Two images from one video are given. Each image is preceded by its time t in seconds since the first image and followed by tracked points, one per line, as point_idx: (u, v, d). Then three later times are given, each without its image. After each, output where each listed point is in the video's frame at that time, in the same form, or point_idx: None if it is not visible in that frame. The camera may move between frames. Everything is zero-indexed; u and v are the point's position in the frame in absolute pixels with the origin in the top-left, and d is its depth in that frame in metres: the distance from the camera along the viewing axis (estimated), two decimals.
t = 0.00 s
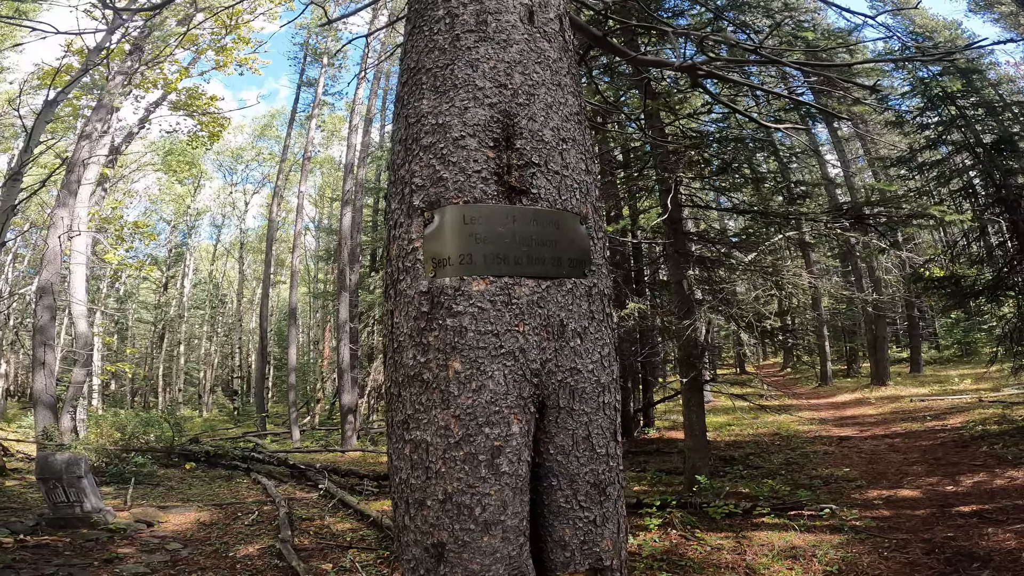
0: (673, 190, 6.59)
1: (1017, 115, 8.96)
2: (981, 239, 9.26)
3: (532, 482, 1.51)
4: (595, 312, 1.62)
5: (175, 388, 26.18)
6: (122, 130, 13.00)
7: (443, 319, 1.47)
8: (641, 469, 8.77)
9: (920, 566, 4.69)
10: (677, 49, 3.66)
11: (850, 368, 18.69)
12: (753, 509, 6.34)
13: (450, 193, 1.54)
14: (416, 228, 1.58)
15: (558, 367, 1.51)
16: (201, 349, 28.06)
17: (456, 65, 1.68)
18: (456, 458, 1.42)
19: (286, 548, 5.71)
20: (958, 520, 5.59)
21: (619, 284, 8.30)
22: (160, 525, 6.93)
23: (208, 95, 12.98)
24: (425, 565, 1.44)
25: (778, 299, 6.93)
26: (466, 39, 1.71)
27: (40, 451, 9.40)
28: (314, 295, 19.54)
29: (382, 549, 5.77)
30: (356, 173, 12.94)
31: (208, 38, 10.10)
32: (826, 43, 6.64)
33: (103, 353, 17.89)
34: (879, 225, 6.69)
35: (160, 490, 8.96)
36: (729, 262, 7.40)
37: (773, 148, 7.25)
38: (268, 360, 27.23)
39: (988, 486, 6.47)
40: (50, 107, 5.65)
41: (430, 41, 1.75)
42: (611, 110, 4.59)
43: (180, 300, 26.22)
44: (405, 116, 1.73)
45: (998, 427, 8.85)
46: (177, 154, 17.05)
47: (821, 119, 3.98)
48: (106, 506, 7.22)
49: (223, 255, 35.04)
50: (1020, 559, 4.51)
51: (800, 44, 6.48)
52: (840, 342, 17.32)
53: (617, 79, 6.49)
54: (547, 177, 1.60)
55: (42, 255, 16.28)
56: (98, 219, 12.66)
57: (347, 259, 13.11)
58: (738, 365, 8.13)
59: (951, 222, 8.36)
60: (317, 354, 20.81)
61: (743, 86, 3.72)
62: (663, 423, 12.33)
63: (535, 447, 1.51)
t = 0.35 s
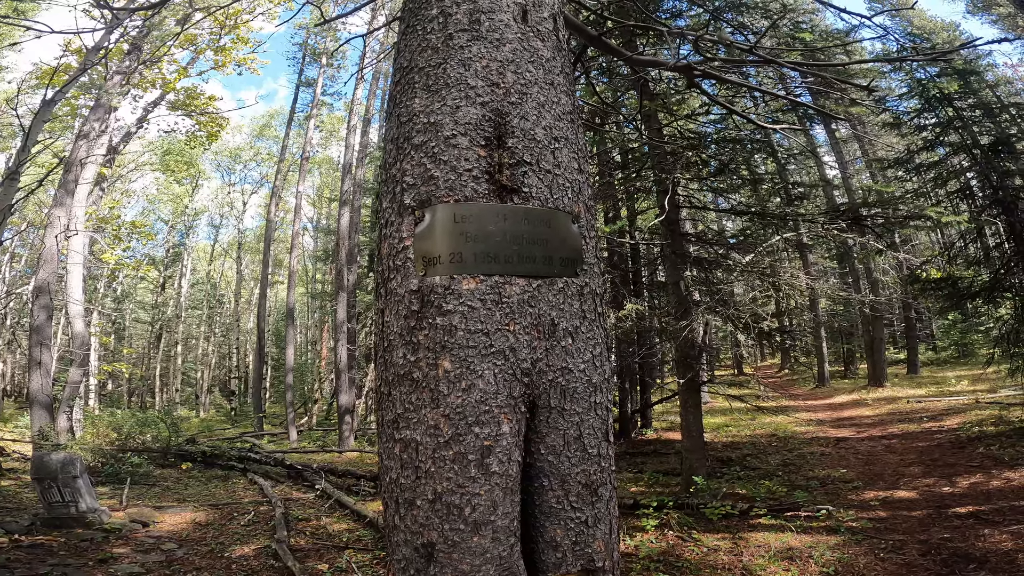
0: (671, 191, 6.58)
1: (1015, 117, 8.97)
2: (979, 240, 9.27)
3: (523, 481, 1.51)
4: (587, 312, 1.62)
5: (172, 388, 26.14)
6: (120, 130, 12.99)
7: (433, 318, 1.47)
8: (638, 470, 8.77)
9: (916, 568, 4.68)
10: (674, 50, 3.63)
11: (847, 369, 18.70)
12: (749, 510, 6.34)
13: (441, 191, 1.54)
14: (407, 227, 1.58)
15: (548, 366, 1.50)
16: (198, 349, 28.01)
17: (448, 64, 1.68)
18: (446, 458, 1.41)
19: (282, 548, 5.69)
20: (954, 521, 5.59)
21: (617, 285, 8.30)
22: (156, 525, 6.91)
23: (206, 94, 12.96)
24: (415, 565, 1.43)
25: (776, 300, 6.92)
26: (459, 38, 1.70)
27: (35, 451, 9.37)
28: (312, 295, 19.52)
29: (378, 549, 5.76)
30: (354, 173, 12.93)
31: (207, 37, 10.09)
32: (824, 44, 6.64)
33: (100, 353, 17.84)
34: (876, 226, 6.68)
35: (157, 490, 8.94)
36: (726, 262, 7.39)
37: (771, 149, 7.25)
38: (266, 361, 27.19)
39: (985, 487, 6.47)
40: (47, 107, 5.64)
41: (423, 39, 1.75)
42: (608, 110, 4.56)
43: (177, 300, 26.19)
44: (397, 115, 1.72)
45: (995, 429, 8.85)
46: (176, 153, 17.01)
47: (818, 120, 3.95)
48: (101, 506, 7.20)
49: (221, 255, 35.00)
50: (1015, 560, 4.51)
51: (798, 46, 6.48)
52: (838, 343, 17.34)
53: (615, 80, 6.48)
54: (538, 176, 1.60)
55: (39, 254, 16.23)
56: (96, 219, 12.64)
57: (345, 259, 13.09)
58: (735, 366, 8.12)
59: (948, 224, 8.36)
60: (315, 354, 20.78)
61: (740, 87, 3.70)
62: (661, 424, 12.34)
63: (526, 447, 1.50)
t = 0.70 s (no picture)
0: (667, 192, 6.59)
1: (1007, 121, 9.05)
2: (971, 243, 9.34)
3: (518, 484, 1.49)
4: (583, 313, 1.61)
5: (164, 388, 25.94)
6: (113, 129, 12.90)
7: (427, 319, 1.46)
8: (632, 471, 8.77)
9: (908, 569, 4.70)
10: (670, 52, 3.62)
11: (840, 372, 18.81)
12: (743, 511, 6.34)
13: (436, 191, 1.53)
14: (402, 227, 1.56)
15: (544, 368, 1.49)
16: (191, 350, 27.82)
17: (444, 63, 1.66)
18: (440, 461, 1.40)
19: (275, 549, 5.65)
20: (946, 522, 5.62)
21: (612, 286, 8.30)
22: (147, 526, 6.85)
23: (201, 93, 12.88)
24: (409, 569, 1.41)
25: (770, 302, 6.95)
26: (455, 37, 1.69)
27: (25, 452, 9.27)
28: (306, 296, 19.44)
29: (372, 551, 5.73)
30: (350, 173, 12.88)
31: (202, 35, 10.03)
32: (819, 47, 6.67)
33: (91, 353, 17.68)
34: (869, 229, 6.72)
35: (148, 491, 8.87)
36: (721, 264, 7.39)
37: (766, 151, 7.27)
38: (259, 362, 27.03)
39: (976, 489, 6.52)
40: (39, 105, 5.58)
41: (420, 38, 1.73)
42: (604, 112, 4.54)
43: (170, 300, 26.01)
44: (393, 114, 1.71)
45: (986, 430, 8.92)
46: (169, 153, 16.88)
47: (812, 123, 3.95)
48: (91, 507, 7.13)
49: (214, 255, 34.80)
50: (1007, 562, 4.54)
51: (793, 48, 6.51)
52: (831, 345, 17.43)
53: (611, 81, 6.48)
54: (534, 177, 1.59)
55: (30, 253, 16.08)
56: (88, 218, 12.52)
57: (340, 259, 13.04)
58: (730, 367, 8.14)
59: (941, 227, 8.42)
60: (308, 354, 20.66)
61: (736, 88, 3.70)
62: (655, 425, 12.35)
63: (521, 449, 1.49)
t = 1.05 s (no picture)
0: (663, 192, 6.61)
1: (1002, 123, 9.10)
2: (964, 245, 9.41)
3: (512, 485, 1.51)
4: (578, 317, 1.62)
5: (157, 386, 25.81)
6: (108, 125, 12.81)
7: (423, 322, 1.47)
8: (627, 470, 8.81)
9: (899, 569, 4.74)
10: (668, 53, 3.63)
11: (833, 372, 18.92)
12: (736, 510, 6.38)
13: (433, 195, 1.54)
14: (398, 230, 1.57)
15: (538, 371, 1.51)
16: (185, 347, 27.70)
17: (442, 66, 1.67)
18: (436, 462, 1.41)
19: (270, 548, 5.65)
20: (936, 522, 5.68)
21: (607, 286, 8.32)
22: (141, 525, 6.83)
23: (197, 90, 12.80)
24: (405, 569, 1.43)
25: (765, 302, 6.98)
26: (453, 40, 1.70)
27: (17, 450, 9.21)
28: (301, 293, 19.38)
29: (367, 550, 5.74)
30: (346, 170, 12.83)
31: (199, 32, 9.97)
32: (816, 48, 6.69)
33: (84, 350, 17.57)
34: (863, 230, 6.76)
35: (142, 489, 8.83)
36: (716, 264, 7.41)
37: (762, 152, 7.29)
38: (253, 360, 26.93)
39: (966, 489, 6.58)
40: (32, 101, 5.53)
41: (418, 41, 1.74)
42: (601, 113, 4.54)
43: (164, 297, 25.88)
44: (390, 117, 1.72)
45: (976, 431, 9.01)
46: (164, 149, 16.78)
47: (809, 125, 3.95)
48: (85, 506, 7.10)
49: (209, 252, 34.64)
50: (996, 562, 4.60)
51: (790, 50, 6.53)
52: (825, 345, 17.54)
53: (609, 82, 6.50)
54: (530, 180, 1.60)
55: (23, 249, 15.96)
56: (81, 214, 12.43)
57: (336, 257, 13.00)
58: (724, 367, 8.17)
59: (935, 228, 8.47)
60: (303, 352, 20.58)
61: (732, 90, 3.71)
62: (650, 425, 12.40)
63: (516, 451, 1.50)
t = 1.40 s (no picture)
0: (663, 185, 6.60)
1: (1007, 118, 9.03)
2: (965, 240, 9.38)
3: (500, 474, 1.54)
4: (566, 310, 1.64)
5: (159, 374, 25.97)
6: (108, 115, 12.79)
7: (412, 314, 1.49)
8: (624, 461, 8.87)
9: (888, 563, 4.79)
10: (668, 46, 3.62)
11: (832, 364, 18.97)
12: (730, 503, 6.43)
13: (423, 189, 1.55)
14: (388, 223, 1.59)
15: (525, 363, 1.53)
16: (186, 336, 27.81)
17: (433, 61, 1.68)
18: (423, 452, 1.44)
19: (269, 537, 5.71)
20: (927, 517, 5.73)
21: (606, 277, 8.33)
22: (142, 514, 6.90)
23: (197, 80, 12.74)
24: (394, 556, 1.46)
25: (763, 296, 6.99)
26: (445, 35, 1.71)
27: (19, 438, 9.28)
28: (302, 282, 19.42)
29: (365, 539, 5.80)
30: (347, 160, 12.79)
31: (198, 22, 9.92)
32: (821, 40, 6.62)
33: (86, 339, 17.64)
34: (865, 223, 6.78)
35: (143, 478, 8.91)
36: (715, 257, 7.41)
37: (764, 144, 7.24)
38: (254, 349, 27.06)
39: (959, 484, 6.63)
40: (31, 92, 5.52)
41: (409, 36, 1.75)
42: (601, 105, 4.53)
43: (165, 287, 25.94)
44: (382, 111, 1.73)
45: (971, 426, 9.05)
46: (164, 139, 16.75)
47: (810, 118, 3.94)
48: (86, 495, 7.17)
49: (210, 241, 34.63)
50: (986, 558, 4.64)
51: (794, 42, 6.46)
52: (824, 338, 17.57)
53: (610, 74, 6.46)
54: (520, 174, 1.61)
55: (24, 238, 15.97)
56: (82, 204, 12.45)
57: (336, 247, 13.00)
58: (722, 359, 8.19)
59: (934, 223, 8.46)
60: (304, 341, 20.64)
61: (732, 84, 3.70)
62: (648, 416, 12.46)
63: (503, 441, 1.53)
